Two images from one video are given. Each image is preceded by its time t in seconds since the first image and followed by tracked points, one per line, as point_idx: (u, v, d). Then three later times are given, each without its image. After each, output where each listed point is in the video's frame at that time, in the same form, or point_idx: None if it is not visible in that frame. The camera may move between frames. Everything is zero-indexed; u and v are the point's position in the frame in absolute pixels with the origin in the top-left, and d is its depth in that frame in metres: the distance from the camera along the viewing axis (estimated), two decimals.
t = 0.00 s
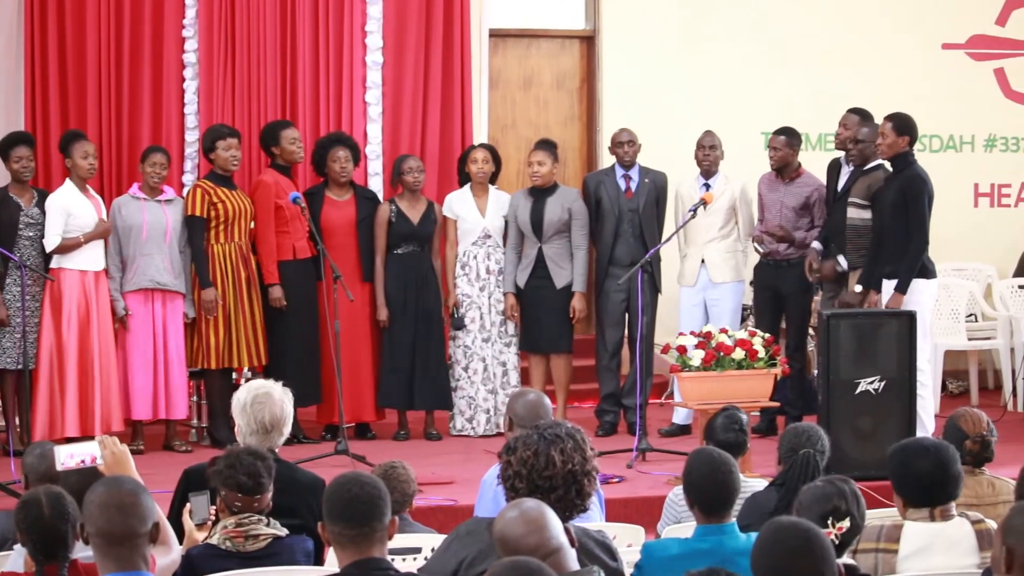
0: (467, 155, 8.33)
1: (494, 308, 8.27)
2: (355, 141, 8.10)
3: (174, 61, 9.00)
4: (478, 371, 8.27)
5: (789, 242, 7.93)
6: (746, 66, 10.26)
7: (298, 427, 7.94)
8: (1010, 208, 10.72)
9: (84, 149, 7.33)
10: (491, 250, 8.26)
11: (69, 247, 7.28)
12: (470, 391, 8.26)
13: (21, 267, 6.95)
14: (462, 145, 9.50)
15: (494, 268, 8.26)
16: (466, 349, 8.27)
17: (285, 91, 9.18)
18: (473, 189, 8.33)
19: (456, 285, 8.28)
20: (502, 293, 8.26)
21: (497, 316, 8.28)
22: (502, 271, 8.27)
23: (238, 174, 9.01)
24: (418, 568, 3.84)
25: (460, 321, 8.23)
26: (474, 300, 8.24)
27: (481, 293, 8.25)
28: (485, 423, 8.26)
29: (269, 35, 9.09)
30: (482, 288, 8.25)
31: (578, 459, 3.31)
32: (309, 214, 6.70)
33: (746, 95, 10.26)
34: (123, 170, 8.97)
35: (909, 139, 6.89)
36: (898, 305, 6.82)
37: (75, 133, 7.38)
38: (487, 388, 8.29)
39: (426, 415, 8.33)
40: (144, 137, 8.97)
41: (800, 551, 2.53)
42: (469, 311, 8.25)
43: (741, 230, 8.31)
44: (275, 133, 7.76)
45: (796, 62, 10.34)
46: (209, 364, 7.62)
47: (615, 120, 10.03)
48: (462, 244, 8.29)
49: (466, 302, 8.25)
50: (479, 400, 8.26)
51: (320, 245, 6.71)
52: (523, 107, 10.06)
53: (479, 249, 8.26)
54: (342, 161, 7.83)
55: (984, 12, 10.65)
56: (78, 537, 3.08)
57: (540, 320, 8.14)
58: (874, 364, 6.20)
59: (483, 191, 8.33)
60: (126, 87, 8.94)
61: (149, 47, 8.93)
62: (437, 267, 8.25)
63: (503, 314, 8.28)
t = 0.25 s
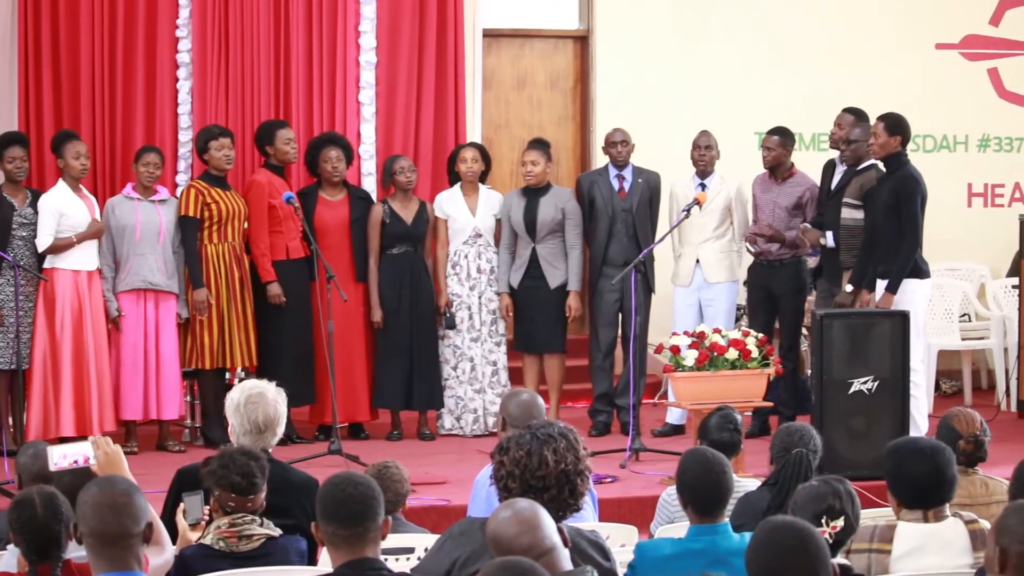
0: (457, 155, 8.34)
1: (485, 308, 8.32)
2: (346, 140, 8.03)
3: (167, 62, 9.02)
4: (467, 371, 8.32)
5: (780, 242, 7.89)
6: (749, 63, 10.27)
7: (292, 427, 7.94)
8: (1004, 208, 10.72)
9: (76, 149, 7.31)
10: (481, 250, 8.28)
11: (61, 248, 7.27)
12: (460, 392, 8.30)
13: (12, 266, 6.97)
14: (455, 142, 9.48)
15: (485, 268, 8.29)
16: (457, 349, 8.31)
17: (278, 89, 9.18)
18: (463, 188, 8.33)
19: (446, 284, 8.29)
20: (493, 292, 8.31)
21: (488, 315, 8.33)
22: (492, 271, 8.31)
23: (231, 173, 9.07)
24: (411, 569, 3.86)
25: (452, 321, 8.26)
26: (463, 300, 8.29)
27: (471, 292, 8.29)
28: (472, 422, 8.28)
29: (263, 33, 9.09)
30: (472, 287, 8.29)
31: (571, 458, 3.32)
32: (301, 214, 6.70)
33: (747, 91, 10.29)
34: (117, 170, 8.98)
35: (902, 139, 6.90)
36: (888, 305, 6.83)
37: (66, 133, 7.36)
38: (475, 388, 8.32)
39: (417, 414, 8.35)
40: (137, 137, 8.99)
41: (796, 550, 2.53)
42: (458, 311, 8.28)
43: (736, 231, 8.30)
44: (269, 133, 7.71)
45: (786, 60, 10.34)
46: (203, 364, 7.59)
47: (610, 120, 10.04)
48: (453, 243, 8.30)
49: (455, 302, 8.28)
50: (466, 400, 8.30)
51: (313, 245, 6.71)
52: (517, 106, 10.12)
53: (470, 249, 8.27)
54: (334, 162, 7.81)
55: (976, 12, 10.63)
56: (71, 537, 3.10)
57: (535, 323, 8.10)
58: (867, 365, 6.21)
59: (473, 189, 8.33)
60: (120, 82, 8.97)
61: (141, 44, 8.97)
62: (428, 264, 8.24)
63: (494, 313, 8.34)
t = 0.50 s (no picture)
0: (442, 155, 8.34)
1: (470, 308, 8.28)
2: (335, 140, 8.03)
3: (156, 62, 8.89)
4: (449, 372, 8.27)
5: (769, 241, 7.90)
6: (733, 67, 10.26)
7: (280, 427, 7.94)
8: (992, 208, 10.74)
9: (64, 149, 7.31)
10: (466, 251, 8.26)
11: (49, 248, 7.28)
12: (441, 392, 8.26)
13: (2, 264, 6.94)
14: (443, 140, 9.37)
15: (469, 269, 8.25)
16: (441, 350, 8.28)
17: (267, 88, 9.06)
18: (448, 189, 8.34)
19: (432, 284, 8.26)
20: (479, 294, 8.28)
21: (474, 311, 8.28)
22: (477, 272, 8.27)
23: (220, 173, 8.90)
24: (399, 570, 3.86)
25: (439, 322, 8.22)
26: (447, 301, 8.25)
27: (455, 293, 8.26)
28: (452, 422, 8.23)
29: (251, 32, 8.96)
30: (456, 288, 8.25)
31: (560, 459, 3.32)
32: (290, 214, 6.68)
33: (741, 93, 10.28)
34: (105, 170, 8.86)
35: (891, 139, 6.92)
36: (875, 305, 6.85)
37: (55, 133, 7.37)
38: (456, 389, 8.26)
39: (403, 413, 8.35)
40: (126, 136, 8.85)
41: (787, 551, 2.53)
42: (445, 312, 8.25)
43: (723, 231, 8.32)
44: (260, 133, 7.73)
45: (782, 62, 10.34)
46: (191, 364, 7.61)
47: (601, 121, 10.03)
48: (438, 244, 8.28)
49: (440, 303, 8.25)
50: (446, 401, 8.25)
51: (302, 245, 6.70)
52: (506, 107, 10.09)
53: (455, 249, 8.25)
54: (322, 162, 7.80)
55: (964, 12, 10.63)
56: (60, 535, 3.10)
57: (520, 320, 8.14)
58: (855, 365, 6.20)
59: (458, 191, 8.33)
60: (109, 82, 8.83)
61: (130, 45, 8.83)
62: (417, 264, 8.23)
63: (481, 312, 8.29)
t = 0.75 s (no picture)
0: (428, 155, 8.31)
1: (455, 310, 8.23)
2: (325, 140, 8.03)
3: (144, 62, 8.87)
4: (432, 372, 8.24)
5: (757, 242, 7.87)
6: (728, 64, 10.25)
7: (268, 427, 7.93)
8: (980, 207, 10.76)
9: (53, 149, 7.29)
10: (452, 250, 8.23)
11: (37, 247, 7.25)
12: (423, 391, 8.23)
13: None
14: (431, 139, 9.34)
15: (455, 268, 8.22)
16: (425, 349, 8.25)
17: (255, 87, 9.03)
18: (435, 189, 8.30)
19: (417, 284, 8.21)
20: (467, 293, 8.25)
21: (457, 317, 8.24)
22: (463, 271, 8.23)
23: (208, 173, 8.90)
24: (387, 569, 3.86)
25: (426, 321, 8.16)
26: (433, 302, 8.21)
27: (439, 293, 8.21)
28: (435, 422, 8.20)
29: (239, 32, 8.93)
30: (441, 288, 8.21)
31: (549, 458, 3.32)
32: (279, 214, 6.68)
33: (732, 98, 10.27)
34: (94, 170, 8.83)
35: (880, 139, 6.90)
36: (865, 304, 6.80)
37: (43, 133, 7.35)
38: (439, 388, 8.23)
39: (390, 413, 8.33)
40: (114, 136, 8.84)
41: (775, 550, 2.53)
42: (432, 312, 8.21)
43: (707, 231, 8.35)
44: (248, 133, 7.75)
45: (784, 62, 10.35)
46: (179, 363, 7.62)
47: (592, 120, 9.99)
48: (424, 244, 8.25)
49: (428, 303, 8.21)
50: (428, 401, 8.22)
51: (290, 245, 6.70)
52: (495, 107, 9.95)
53: (440, 249, 8.22)
54: (311, 162, 7.82)
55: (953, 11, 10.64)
56: (48, 537, 3.11)
57: (508, 320, 8.12)
58: (844, 364, 6.21)
59: (445, 191, 8.30)
60: (98, 78, 8.82)
61: (119, 42, 8.82)
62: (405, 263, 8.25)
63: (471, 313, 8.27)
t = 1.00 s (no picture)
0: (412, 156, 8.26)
1: (439, 311, 8.23)
2: (309, 140, 8.03)
3: (129, 62, 8.85)
4: (416, 374, 8.21)
5: (742, 242, 7.89)
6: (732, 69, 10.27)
7: (252, 427, 7.93)
8: (964, 207, 10.77)
9: (38, 150, 7.30)
10: (436, 251, 8.22)
11: (21, 248, 7.33)
12: (407, 392, 8.21)
13: None
14: (415, 138, 9.31)
15: (439, 270, 8.21)
16: (409, 351, 8.22)
17: (240, 87, 9.02)
18: (418, 190, 8.27)
19: (401, 285, 8.20)
20: (452, 293, 8.24)
21: (441, 318, 8.24)
22: (448, 272, 8.23)
23: (192, 174, 8.87)
24: (372, 569, 3.88)
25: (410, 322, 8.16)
26: (417, 302, 8.20)
27: (424, 294, 8.20)
28: (420, 422, 8.21)
29: (224, 31, 8.91)
30: (425, 288, 8.20)
31: (537, 458, 3.33)
32: (263, 214, 6.69)
33: (733, 91, 10.28)
34: (79, 170, 8.80)
35: (865, 140, 6.92)
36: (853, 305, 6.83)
37: (27, 133, 7.35)
38: (422, 389, 8.23)
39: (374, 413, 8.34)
40: (98, 136, 8.81)
41: (759, 550, 2.53)
42: (417, 312, 8.21)
43: (687, 232, 8.35)
44: (234, 133, 7.72)
45: (785, 62, 10.36)
46: (165, 363, 7.60)
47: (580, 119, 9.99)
48: (408, 245, 8.24)
49: (413, 304, 8.20)
50: (412, 403, 8.21)
51: (274, 245, 6.71)
52: (478, 106, 9.99)
53: (425, 250, 8.21)
54: (296, 162, 7.83)
55: (936, 13, 10.63)
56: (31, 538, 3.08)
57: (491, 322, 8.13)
58: (828, 364, 6.27)
59: (429, 192, 8.27)
60: (82, 78, 8.78)
61: (104, 43, 8.79)
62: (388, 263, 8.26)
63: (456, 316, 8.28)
